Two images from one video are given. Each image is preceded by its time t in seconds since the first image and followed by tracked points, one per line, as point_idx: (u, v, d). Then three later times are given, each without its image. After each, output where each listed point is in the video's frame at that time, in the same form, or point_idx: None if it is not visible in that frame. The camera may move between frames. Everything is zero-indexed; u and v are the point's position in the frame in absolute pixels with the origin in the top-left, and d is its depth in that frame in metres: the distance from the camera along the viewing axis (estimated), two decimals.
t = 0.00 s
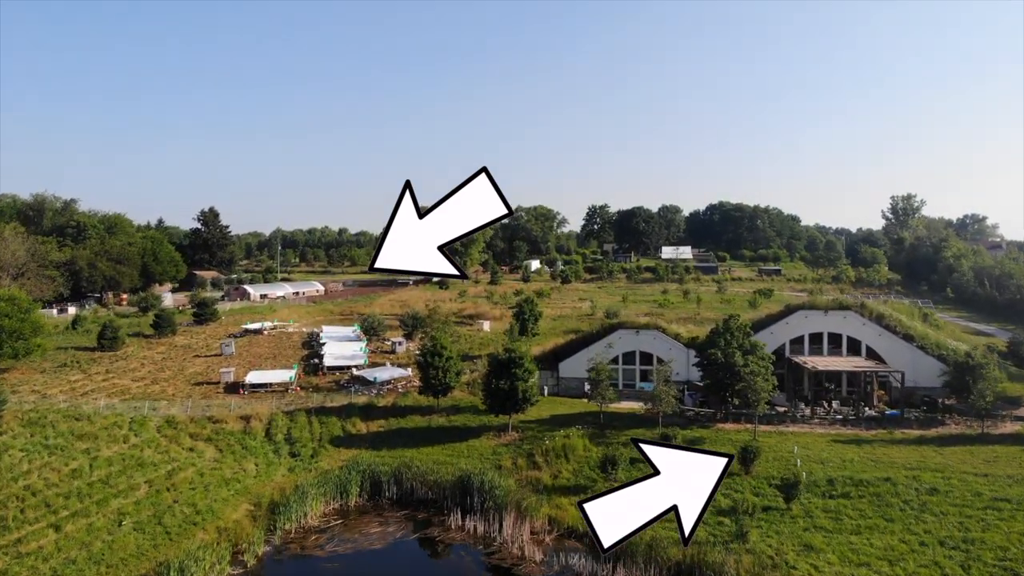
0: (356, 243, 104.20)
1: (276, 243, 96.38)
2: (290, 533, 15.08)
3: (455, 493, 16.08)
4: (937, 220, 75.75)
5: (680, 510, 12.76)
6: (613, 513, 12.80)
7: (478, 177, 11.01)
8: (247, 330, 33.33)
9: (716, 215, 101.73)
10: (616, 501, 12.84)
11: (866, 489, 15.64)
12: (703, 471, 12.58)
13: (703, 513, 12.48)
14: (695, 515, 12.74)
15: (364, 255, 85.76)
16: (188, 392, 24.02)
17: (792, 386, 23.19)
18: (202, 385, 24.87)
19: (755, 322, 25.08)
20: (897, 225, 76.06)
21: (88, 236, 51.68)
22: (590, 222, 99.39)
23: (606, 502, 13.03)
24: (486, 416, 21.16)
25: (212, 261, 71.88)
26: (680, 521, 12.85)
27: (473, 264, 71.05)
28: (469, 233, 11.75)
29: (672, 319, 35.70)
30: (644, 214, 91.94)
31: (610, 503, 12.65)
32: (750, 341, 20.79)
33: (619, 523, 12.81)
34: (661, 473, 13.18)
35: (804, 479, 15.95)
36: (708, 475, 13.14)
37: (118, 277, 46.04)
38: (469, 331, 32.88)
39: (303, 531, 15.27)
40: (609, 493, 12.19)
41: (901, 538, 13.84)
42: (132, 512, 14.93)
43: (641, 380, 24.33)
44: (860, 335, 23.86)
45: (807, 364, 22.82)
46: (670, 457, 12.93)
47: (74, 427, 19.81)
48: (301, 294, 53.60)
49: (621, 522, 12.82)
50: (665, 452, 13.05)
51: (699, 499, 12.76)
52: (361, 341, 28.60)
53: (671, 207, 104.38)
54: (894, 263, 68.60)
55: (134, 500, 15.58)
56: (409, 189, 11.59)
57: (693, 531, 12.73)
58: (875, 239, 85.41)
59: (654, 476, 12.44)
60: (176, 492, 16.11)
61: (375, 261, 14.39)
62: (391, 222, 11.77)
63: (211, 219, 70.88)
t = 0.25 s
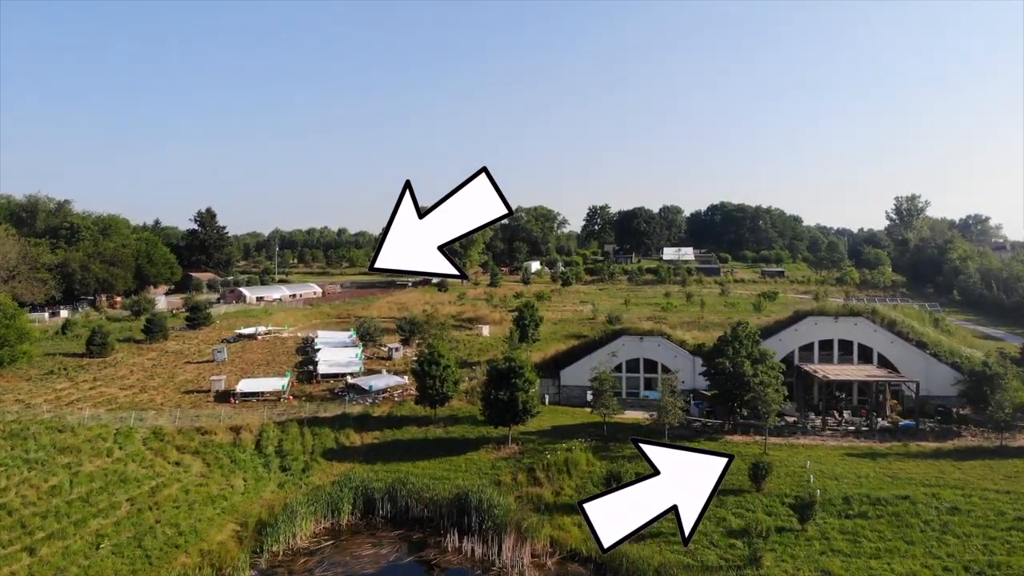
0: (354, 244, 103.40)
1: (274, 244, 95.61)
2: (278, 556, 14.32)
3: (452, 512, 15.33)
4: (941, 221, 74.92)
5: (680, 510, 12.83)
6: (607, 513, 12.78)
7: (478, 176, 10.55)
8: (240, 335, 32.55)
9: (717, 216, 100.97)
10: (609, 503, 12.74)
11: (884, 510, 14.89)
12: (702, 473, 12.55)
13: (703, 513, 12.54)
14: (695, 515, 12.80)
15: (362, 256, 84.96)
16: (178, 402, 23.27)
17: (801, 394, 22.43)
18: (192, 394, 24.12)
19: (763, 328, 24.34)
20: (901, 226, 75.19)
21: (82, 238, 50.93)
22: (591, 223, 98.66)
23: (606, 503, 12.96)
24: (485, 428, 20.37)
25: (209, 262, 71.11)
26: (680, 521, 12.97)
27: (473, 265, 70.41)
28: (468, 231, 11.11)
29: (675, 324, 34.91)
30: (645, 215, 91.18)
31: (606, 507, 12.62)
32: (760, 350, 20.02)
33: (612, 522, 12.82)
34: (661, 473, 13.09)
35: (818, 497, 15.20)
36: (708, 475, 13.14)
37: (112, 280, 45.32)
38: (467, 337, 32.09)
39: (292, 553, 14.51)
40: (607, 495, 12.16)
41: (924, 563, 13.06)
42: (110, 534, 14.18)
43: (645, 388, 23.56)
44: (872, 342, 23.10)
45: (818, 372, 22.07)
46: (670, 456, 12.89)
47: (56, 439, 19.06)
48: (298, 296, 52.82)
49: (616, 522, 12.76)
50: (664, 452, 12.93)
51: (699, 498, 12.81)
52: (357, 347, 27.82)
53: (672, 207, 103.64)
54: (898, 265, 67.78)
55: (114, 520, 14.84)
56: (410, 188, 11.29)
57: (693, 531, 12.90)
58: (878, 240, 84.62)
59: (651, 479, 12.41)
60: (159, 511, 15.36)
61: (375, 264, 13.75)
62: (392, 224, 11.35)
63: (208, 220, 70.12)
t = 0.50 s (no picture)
0: (353, 244, 102.70)
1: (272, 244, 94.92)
2: None
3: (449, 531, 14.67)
4: (945, 222, 74.24)
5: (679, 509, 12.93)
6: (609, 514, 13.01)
7: (478, 177, 10.55)
8: (234, 339, 31.87)
9: (718, 216, 100.31)
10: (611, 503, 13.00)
11: (901, 528, 14.24)
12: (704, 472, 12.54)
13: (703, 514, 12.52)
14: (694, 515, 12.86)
15: (361, 257, 84.24)
16: (168, 410, 22.61)
17: (810, 402, 21.86)
18: (182, 402, 23.45)
19: (770, 333, 23.67)
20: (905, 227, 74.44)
21: (76, 239, 50.28)
22: (591, 224, 98.05)
23: (605, 502, 13.36)
24: (484, 439, 19.66)
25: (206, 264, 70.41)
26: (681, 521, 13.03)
27: (473, 267, 69.78)
28: (471, 231, 10.53)
29: (678, 329, 34.24)
30: (646, 216, 90.56)
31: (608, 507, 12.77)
32: (769, 358, 19.33)
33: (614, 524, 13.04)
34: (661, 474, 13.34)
35: (832, 515, 14.56)
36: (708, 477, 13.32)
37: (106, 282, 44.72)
38: (466, 341, 31.41)
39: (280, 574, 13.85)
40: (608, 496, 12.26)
41: None
42: (89, 555, 13.54)
43: (649, 396, 22.88)
44: (882, 349, 22.45)
45: (827, 380, 21.41)
46: (668, 456, 13.07)
47: (39, 450, 18.39)
48: (295, 299, 52.13)
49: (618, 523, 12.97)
50: (664, 451, 13.12)
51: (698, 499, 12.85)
52: (353, 352, 27.14)
53: (673, 208, 103.03)
54: (902, 266, 67.06)
55: (94, 539, 14.19)
56: (410, 188, 11.29)
57: (692, 531, 12.94)
58: (881, 240, 83.93)
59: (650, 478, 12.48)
60: (143, 530, 14.71)
61: (375, 262, 13.24)
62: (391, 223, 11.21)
63: (205, 221, 69.47)
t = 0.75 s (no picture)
0: (352, 245, 102.04)
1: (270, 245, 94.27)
2: None
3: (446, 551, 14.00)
4: (950, 223, 73.49)
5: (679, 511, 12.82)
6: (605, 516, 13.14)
7: (478, 177, 10.12)
8: (229, 344, 31.22)
9: (720, 217, 99.69)
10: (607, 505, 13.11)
11: (920, 549, 13.54)
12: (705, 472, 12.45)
13: (704, 512, 12.43)
14: (694, 516, 12.77)
15: (360, 258, 83.53)
16: (158, 420, 21.96)
17: (820, 412, 21.28)
18: (173, 411, 22.81)
19: (778, 339, 23.03)
20: (909, 228, 73.68)
21: (70, 241, 49.60)
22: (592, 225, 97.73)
23: (605, 502, 13.25)
24: (482, 451, 18.94)
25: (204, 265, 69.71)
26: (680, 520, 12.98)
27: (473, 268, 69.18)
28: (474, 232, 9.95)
29: (681, 334, 33.57)
30: (647, 216, 89.97)
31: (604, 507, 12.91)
32: (778, 367, 18.64)
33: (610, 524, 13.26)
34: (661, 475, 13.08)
35: (847, 536, 13.87)
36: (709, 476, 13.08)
37: (100, 285, 44.08)
38: (465, 346, 30.72)
39: None
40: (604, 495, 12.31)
41: None
42: None
43: (653, 405, 22.22)
44: (894, 356, 21.78)
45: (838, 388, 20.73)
46: (669, 455, 12.80)
47: (21, 462, 17.73)
48: (293, 301, 51.44)
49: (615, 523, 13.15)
50: (664, 451, 12.87)
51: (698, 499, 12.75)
52: (348, 358, 26.48)
53: (674, 209, 102.52)
54: (907, 268, 66.32)
55: (73, 560, 13.54)
56: (410, 188, 10.87)
57: (693, 531, 12.87)
58: (884, 242, 83.22)
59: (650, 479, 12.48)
60: (125, 550, 14.06)
61: (376, 261, 12.69)
62: (391, 225, 10.78)
63: (202, 222, 68.86)
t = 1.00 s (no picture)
0: (351, 245, 101.34)
1: (268, 246, 93.57)
2: None
3: None
4: (954, 224, 72.76)
5: (680, 512, 12.20)
6: (597, 523, 12.49)
7: (478, 176, 9.18)
8: (222, 350, 30.48)
9: (722, 218, 99.10)
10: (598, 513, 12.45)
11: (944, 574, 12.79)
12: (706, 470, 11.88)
13: (705, 513, 11.90)
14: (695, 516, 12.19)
15: (359, 260, 82.82)
16: (146, 431, 21.22)
17: (832, 423, 20.63)
18: (161, 421, 22.07)
19: (787, 347, 22.27)
20: (913, 230, 72.91)
21: (63, 243, 48.80)
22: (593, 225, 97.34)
23: (602, 505, 12.39)
24: (482, 465, 18.11)
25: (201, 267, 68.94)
26: (680, 519, 12.53)
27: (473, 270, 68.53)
28: (471, 232, 9.17)
29: (686, 339, 32.83)
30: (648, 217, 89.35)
31: (595, 515, 12.26)
32: (790, 378, 17.84)
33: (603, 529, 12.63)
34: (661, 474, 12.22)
35: (866, 560, 13.13)
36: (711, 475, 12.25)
37: (93, 288, 43.35)
38: (464, 352, 29.98)
39: None
40: (597, 499, 11.63)
41: None
42: None
43: (658, 415, 21.50)
44: (907, 365, 21.05)
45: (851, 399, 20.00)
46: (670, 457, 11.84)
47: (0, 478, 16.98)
48: (290, 304, 50.68)
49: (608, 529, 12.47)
50: (665, 453, 11.92)
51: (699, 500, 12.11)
52: (344, 366, 25.73)
53: (675, 209, 102.03)
54: (911, 270, 65.60)
55: None
56: (409, 187, 9.82)
57: (693, 530, 12.41)
58: (887, 243, 82.51)
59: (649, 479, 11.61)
60: None
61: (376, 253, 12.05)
62: (390, 223, 9.83)
63: (199, 223, 68.13)
